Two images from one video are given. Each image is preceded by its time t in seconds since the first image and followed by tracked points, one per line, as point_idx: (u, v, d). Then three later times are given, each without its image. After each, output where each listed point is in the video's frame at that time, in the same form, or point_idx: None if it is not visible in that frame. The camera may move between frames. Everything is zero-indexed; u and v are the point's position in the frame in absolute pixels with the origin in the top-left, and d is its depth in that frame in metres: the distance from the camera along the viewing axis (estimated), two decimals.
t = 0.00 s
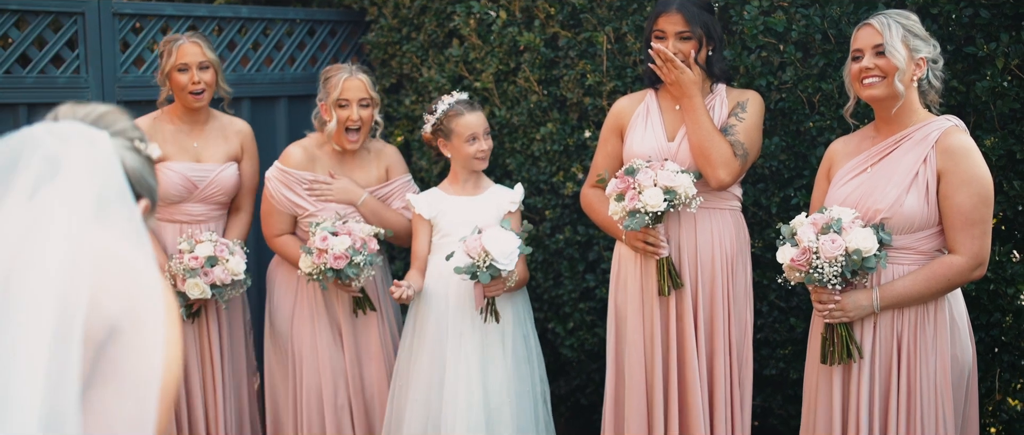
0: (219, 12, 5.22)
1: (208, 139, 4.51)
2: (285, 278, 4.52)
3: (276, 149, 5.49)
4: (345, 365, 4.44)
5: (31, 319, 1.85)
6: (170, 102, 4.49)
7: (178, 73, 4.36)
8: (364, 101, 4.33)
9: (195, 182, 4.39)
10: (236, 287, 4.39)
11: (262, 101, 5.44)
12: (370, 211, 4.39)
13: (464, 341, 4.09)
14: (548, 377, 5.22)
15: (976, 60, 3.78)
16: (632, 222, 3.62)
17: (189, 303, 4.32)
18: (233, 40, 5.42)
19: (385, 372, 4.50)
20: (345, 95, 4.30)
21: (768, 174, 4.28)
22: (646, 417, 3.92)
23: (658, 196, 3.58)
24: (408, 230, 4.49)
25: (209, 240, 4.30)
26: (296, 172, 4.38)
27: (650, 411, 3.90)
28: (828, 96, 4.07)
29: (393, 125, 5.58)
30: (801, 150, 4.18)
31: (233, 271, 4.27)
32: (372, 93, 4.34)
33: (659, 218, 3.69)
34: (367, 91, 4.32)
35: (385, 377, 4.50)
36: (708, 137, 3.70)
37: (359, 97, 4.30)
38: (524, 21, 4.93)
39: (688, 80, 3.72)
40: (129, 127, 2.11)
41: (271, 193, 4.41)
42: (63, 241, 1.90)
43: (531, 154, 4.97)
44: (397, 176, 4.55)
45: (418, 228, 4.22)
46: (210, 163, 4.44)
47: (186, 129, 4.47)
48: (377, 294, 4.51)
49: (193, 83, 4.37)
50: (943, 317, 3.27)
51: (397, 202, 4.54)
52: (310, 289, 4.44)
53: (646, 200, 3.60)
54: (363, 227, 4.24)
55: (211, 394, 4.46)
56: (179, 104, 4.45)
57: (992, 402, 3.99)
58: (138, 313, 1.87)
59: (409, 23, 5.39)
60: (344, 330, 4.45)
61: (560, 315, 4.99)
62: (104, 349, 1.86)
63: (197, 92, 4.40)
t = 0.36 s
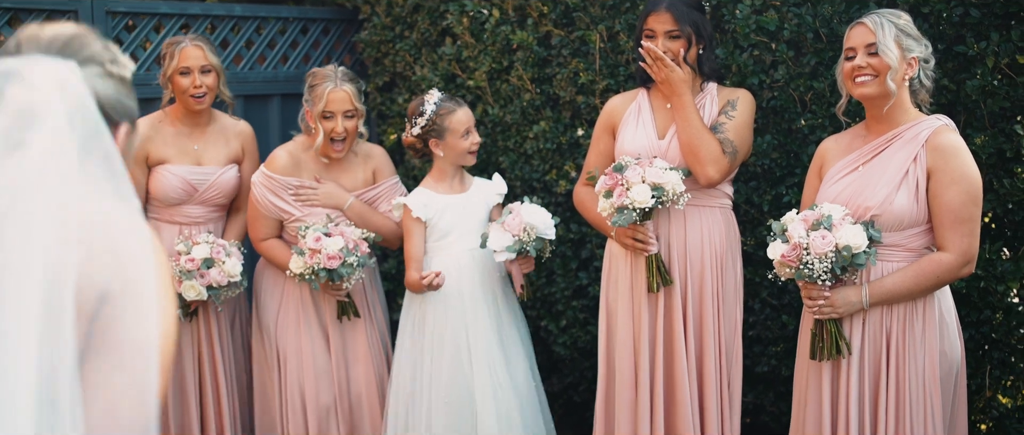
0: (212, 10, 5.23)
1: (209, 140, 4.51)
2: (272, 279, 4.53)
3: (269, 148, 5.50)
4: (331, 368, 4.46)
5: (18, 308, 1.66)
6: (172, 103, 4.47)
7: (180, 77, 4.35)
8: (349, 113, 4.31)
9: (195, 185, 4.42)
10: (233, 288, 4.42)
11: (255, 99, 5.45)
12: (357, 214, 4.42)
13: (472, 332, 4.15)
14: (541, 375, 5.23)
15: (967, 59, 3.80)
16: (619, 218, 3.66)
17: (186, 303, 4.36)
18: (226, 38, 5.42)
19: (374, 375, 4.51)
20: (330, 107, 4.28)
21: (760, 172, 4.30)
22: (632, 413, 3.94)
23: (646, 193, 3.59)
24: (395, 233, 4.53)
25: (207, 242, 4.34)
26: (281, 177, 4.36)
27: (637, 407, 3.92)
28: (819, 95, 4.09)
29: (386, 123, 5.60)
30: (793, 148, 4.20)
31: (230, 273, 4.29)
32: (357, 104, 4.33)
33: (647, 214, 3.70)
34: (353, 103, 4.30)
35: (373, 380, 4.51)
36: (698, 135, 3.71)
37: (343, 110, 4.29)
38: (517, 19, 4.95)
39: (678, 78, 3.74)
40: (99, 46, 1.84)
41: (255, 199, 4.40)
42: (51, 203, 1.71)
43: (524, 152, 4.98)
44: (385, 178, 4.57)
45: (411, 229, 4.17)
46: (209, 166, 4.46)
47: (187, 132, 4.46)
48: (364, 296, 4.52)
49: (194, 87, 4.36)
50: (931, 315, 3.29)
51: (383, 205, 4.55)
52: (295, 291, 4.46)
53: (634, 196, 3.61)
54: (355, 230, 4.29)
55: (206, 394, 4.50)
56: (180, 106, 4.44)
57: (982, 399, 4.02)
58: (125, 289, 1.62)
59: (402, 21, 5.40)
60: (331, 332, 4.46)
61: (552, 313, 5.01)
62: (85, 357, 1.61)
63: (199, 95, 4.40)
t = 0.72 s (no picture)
0: (210, 9, 5.24)
1: (205, 128, 4.54)
2: (265, 275, 4.55)
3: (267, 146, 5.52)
4: (323, 363, 4.49)
5: None
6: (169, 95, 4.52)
7: (173, 63, 4.40)
8: (338, 108, 4.35)
9: (189, 171, 4.44)
10: (224, 268, 4.42)
11: (253, 98, 5.47)
12: (350, 210, 4.44)
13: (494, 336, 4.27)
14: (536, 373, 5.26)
15: (960, 60, 3.83)
16: (612, 217, 3.68)
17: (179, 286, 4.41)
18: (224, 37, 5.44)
19: (367, 373, 4.52)
20: (319, 102, 4.31)
21: (755, 172, 4.33)
22: (626, 410, 3.96)
23: (639, 192, 3.61)
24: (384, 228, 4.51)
25: (197, 221, 4.38)
26: (274, 173, 4.38)
27: (632, 405, 3.94)
28: (814, 95, 4.12)
29: (383, 122, 5.62)
30: (788, 149, 4.23)
31: (219, 251, 4.29)
32: (347, 99, 4.35)
33: (639, 213, 3.73)
34: (342, 98, 4.33)
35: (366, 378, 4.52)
36: (690, 135, 3.73)
37: (332, 105, 4.32)
38: (514, 19, 4.97)
39: (672, 77, 3.76)
40: None
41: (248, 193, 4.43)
42: None
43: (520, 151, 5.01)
44: (380, 175, 4.56)
45: (457, 225, 4.39)
46: (204, 153, 4.48)
47: (182, 121, 4.50)
48: (358, 294, 4.54)
49: (187, 73, 4.40)
50: (927, 314, 3.33)
51: (377, 201, 4.55)
52: (289, 286, 4.49)
53: (626, 195, 3.64)
54: (348, 220, 4.31)
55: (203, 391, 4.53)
56: (176, 95, 4.48)
57: (975, 398, 4.04)
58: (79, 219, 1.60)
59: (399, 21, 5.42)
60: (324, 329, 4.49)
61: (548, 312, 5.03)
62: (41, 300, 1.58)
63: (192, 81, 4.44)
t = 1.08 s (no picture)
0: (210, 14, 5.27)
1: (206, 128, 4.57)
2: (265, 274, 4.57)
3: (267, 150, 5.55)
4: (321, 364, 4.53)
5: None
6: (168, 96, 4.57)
7: (174, 64, 4.45)
8: (336, 108, 4.38)
9: (189, 166, 4.47)
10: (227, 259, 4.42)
11: (253, 103, 5.50)
12: (348, 211, 4.45)
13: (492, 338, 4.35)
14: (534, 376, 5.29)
15: (956, 66, 3.87)
16: (615, 222, 3.70)
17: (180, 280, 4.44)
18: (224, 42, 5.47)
19: (367, 370, 4.54)
20: (317, 102, 4.36)
21: (752, 176, 4.36)
22: (625, 412, 3.97)
23: (641, 196, 3.66)
24: (383, 232, 4.52)
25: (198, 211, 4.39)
26: (274, 173, 4.43)
27: (631, 406, 3.96)
28: (811, 100, 4.16)
29: (382, 126, 5.65)
30: (785, 153, 4.26)
31: (220, 239, 4.30)
32: (345, 100, 4.39)
33: (642, 217, 3.76)
34: (338, 99, 4.36)
35: (366, 375, 4.54)
36: (690, 139, 3.77)
37: (330, 105, 4.36)
38: (512, 24, 5.00)
39: (670, 82, 3.79)
40: None
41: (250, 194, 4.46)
42: None
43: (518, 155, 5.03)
44: (380, 177, 4.57)
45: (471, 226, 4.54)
46: (204, 149, 4.51)
47: (183, 120, 4.54)
48: (357, 292, 4.57)
49: (187, 74, 4.45)
50: (926, 317, 3.37)
51: (376, 202, 4.55)
52: (288, 287, 4.51)
53: (629, 200, 3.67)
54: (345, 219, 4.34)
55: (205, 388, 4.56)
56: (176, 95, 4.52)
57: (970, 400, 4.08)
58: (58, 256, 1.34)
59: (398, 26, 5.45)
60: (323, 326, 4.52)
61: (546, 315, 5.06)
62: (9, 334, 1.34)
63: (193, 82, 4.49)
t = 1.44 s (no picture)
0: (211, 18, 5.30)
1: (207, 134, 4.60)
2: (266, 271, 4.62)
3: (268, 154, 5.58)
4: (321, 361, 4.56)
5: None
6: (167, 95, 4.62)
7: (176, 66, 4.48)
8: (330, 110, 4.41)
9: (190, 172, 4.49)
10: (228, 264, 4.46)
11: (253, 107, 5.53)
12: (348, 204, 4.44)
13: (476, 335, 4.32)
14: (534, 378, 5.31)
15: (952, 69, 3.90)
16: (615, 225, 3.74)
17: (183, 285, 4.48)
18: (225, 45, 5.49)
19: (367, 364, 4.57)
20: (311, 103, 4.40)
21: (750, 179, 4.39)
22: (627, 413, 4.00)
23: (641, 199, 3.68)
24: (378, 225, 4.52)
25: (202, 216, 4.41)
26: (275, 168, 4.48)
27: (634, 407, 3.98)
28: (808, 103, 4.19)
29: (381, 130, 5.68)
30: (783, 156, 4.29)
31: (224, 244, 4.32)
32: (339, 103, 4.42)
33: (642, 220, 3.78)
34: (333, 101, 4.40)
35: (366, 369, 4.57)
36: (689, 143, 3.80)
37: (324, 107, 4.40)
38: (512, 28, 5.03)
39: (670, 86, 3.84)
40: None
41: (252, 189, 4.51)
42: None
43: (518, 159, 5.06)
44: (379, 172, 4.60)
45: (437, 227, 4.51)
46: (205, 155, 4.54)
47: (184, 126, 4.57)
48: (358, 289, 4.60)
49: (189, 76, 4.49)
50: (920, 319, 3.40)
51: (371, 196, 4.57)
52: (289, 284, 4.55)
53: (629, 203, 3.69)
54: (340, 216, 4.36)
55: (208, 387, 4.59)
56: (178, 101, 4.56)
57: (967, 401, 4.10)
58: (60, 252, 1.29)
59: (398, 30, 5.48)
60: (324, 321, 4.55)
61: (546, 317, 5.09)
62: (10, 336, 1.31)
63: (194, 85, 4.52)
